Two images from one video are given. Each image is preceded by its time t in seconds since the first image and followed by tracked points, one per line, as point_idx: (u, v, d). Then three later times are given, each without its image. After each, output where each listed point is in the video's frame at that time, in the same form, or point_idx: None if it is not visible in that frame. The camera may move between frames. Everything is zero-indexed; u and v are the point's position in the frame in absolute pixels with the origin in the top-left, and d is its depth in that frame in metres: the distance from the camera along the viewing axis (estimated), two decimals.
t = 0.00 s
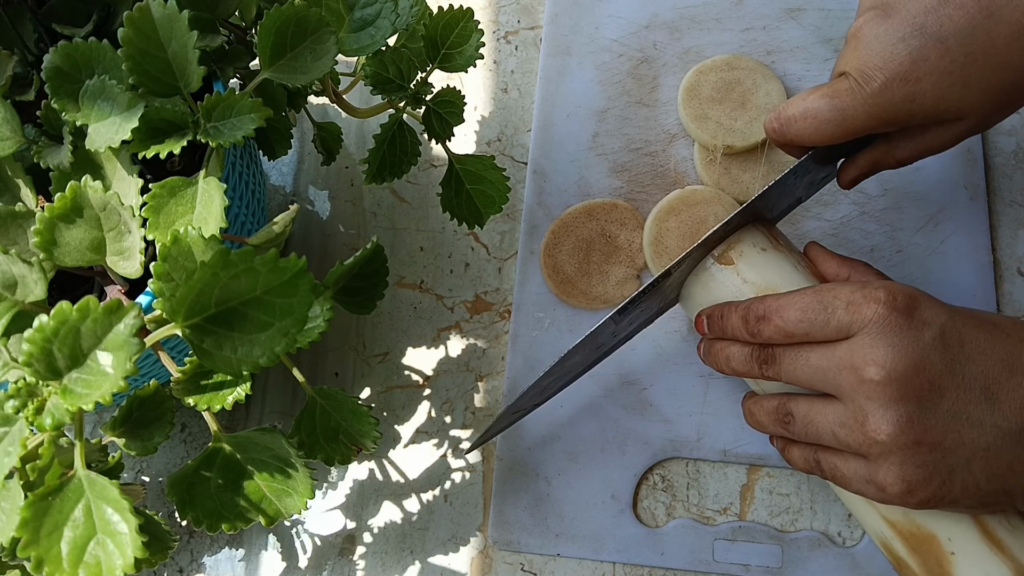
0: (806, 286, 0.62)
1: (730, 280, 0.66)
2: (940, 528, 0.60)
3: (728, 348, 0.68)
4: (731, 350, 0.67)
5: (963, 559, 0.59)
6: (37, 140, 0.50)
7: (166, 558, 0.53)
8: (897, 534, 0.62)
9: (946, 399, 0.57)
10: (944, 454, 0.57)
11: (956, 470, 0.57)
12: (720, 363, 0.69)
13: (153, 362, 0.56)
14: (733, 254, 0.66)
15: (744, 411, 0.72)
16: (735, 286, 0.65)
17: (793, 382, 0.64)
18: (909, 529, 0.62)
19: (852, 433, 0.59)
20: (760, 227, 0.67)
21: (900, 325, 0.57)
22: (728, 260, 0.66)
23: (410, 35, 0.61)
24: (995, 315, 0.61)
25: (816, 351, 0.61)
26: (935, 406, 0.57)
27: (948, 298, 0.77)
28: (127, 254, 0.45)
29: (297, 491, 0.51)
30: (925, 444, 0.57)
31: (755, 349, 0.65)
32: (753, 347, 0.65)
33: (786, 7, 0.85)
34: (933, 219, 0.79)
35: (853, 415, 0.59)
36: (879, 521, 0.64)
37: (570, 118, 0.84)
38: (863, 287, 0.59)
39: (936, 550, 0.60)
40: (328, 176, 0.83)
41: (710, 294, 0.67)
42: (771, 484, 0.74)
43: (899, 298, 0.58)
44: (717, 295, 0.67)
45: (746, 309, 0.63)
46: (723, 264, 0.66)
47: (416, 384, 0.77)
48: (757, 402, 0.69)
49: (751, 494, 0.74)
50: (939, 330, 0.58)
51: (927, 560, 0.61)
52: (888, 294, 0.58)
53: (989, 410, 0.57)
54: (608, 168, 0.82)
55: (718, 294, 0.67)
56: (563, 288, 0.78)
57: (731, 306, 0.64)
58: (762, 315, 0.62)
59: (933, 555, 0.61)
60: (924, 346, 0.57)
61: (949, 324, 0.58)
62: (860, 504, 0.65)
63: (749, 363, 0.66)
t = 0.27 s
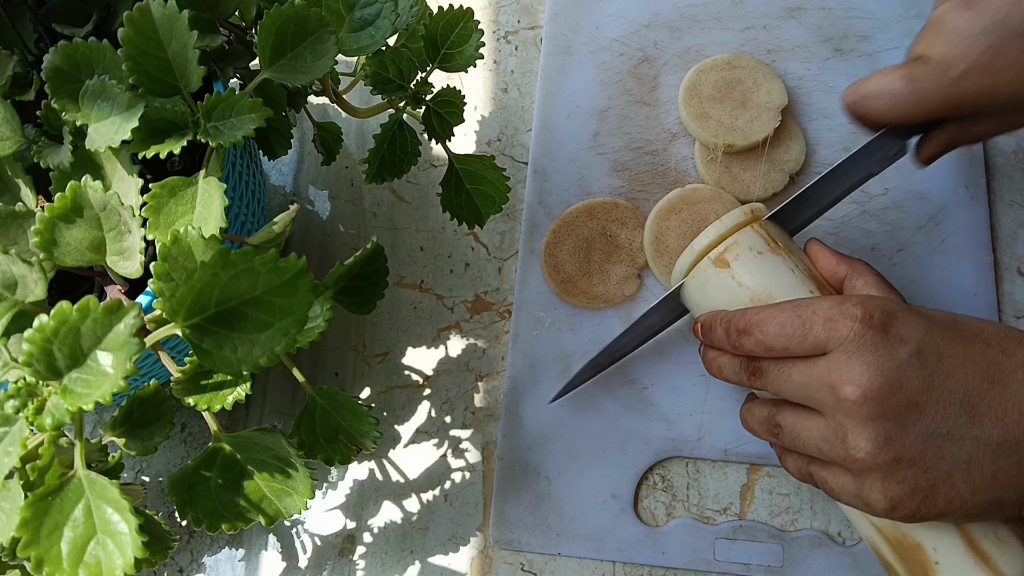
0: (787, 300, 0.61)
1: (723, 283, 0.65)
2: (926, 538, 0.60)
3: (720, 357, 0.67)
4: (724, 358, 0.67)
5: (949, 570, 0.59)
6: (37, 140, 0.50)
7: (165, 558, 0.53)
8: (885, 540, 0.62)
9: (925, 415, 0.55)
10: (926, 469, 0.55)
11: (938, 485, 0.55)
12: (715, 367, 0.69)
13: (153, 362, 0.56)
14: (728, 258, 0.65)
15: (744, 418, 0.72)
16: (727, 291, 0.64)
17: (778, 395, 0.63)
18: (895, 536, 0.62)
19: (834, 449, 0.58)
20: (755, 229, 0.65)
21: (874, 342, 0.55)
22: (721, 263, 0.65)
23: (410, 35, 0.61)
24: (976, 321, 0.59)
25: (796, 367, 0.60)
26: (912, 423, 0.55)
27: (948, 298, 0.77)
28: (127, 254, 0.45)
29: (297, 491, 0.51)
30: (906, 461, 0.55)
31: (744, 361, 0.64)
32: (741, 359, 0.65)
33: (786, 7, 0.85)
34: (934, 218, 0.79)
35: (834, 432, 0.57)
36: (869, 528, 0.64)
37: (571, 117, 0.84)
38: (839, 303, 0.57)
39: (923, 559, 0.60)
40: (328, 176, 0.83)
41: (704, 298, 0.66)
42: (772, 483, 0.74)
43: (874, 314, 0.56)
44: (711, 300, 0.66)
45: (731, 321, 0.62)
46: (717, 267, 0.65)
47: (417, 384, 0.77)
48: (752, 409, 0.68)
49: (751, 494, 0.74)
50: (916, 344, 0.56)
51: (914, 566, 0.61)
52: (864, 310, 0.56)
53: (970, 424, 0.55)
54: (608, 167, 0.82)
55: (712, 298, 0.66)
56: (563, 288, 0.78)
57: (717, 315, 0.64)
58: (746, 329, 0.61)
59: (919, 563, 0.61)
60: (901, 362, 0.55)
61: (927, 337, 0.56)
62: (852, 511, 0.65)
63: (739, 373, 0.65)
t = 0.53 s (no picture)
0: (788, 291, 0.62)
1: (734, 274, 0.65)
2: (927, 531, 0.61)
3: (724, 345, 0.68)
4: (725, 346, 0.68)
5: (950, 564, 0.59)
6: (37, 140, 0.50)
7: (166, 558, 0.53)
8: (886, 534, 0.63)
9: (920, 408, 0.57)
10: (919, 462, 0.57)
11: (929, 478, 0.57)
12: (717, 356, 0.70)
13: (153, 362, 0.56)
14: (739, 249, 0.65)
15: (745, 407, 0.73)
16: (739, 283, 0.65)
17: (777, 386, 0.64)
18: (897, 530, 0.62)
19: (830, 438, 0.60)
20: (767, 220, 0.65)
21: (876, 336, 0.57)
22: (732, 255, 0.65)
23: (410, 35, 0.61)
24: (978, 320, 0.61)
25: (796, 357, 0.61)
26: (909, 415, 0.57)
27: (948, 298, 0.77)
28: (127, 254, 0.45)
29: (297, 491, 0.51)
30: (900, 452, 0.57)
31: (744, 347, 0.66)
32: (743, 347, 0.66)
33: (787, 7, 0.85)
34: (934, 218, 0.79)
35: (829, 421, 0.59)
36: (870, 521, 0.64)
37: (571, 117, 0.84)
38: (840, 295, 0.59)
39: (925, 553, 0.61)
40: (328, 176, 0.83)
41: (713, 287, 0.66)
42: (772, 483, 0.74)
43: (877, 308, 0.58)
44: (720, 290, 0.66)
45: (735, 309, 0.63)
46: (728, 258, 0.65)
47: (416, 384, 0.77)
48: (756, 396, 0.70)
49: (751, 494, 0.74)
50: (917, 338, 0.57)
51: (915, 563, 0.61)
52: (865, 302, 0.58)
53: (965, 419, 0.57)
54: (608, 167, 0.82)
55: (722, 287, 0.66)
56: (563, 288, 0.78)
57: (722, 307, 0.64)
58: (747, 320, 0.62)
59: (921, 558, 0.61)
60: (898, 356, 0.57)
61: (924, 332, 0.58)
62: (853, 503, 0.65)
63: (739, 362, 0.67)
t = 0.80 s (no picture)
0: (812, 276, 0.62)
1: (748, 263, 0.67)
2: (942, 524, 0.61)
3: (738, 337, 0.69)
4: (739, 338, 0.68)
5: (965, 556, 0.60)
6: (37, 140, 0.50)
7: (166, 558, 0.53)
8: (900, 528, 0.63)
9: (952, 393, 0.56)
10: (948, 447, 0.57)
11: (958, 464, 0.57)
12: (727, 347, 0.70)
13: (153, 362, 0.56)
14: (754, 241, 0.67)
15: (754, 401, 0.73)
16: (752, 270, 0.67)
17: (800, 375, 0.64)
18: (911, 523, 0.62)
19: (858, 425, 0.60)
20: (783, 218, 0.69)
21: (910, 320, 0.57)
22: (748, 246, 0.67)
23: (409, 34, 0.61)
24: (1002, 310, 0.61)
25: (823, 343, 0.61)
26: (942, 398, 0.56)
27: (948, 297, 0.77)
28: (127, 254, 0.45)
29: (297, 491, 0.51)
30: (931, 439, 0.57)
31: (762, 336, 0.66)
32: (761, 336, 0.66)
33: (787, 6, 0.85)
34: (934, 218, 0.79)
35: (858, 407, 0.59)
36: (882, 515, 0.64)
37: (571, 117, 0.84)
38: (871, 280, 0.59)
39: (939, 546, 0.61)
40: (328, 176, 0.83)
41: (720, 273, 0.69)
42: (772, 483, 0.74)
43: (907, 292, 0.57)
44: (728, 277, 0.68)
45: (757, 292, 0.64)
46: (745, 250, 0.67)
47: (416, 384, 0.77)
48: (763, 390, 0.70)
49: (751, 494, 0.74)
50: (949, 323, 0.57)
51: (929, 556, 0.61)
52: (898, 287, 0.58)
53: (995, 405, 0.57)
54: (608, 167, 0.82)
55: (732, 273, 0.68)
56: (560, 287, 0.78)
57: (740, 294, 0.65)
58: (770, 305, 0.63)
59: (935, 551, 0.61)
60: (931, 340, 0.56)
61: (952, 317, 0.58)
62: (864, 497, 0.65)
63: (756, 352, 0.66)
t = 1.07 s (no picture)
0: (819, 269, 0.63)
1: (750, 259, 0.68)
2: (948, 520, 0.61)
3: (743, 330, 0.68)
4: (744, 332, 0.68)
5: (971, 553, 0.59)
6: (37, 140, 0.50)
7: (166, 558, 0.53)
8: (905, 525, 0.62)
9: (961, 383, 0.58)
10: (958, 440, 0.58)
11: (968, 456, 0.57)
12: (733, 343, 0.70)
13: (153, 362, 0.56)
14: (759, 237, 0.68)
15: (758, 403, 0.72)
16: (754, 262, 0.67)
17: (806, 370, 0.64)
18: (918, 521, 0.62)
19: (867, 419, 0.60)
20: (789, 214, 0.69)
21: (918, 310, 0.59)
22: (753, 242, 0.68)
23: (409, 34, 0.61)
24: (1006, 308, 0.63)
25: (832, 335, 0.62)
26: (950, 389, 0.58)
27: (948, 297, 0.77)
28: (127, 253, 0.44)
29: (297, 491, 0.51)
30: (940, 429, 0.57)
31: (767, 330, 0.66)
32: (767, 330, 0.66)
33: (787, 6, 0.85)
34: (934, 218, 0.79)
35: (868, 399, 0.59)
36: (887, 513, 0.63)
37: (571, 117, 0.84)
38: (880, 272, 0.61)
39: (944, 543, 0.61)
40: (328, 176, 0.83)
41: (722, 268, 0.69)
42: (772, 483, 0.74)
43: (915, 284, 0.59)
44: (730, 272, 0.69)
45: (766, 277, 0.64)
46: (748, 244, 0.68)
47: (416, 384, 0.77)
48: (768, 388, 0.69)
49: (751, 494, 0.74)
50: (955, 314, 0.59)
51: (934, 552, 0.61)
52: (905, 280, 0.60)
53: (1002, 397, 0.58)
54: (608, 167, 0.82)
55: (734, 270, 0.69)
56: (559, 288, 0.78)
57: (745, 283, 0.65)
58: (779, 292, 0.63)
59: (940, 548, 0.61)
60: (938, 330, 0.58)
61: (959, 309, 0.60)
62: (868, 495, 0.65)
63: (761, 345, 0.66)
